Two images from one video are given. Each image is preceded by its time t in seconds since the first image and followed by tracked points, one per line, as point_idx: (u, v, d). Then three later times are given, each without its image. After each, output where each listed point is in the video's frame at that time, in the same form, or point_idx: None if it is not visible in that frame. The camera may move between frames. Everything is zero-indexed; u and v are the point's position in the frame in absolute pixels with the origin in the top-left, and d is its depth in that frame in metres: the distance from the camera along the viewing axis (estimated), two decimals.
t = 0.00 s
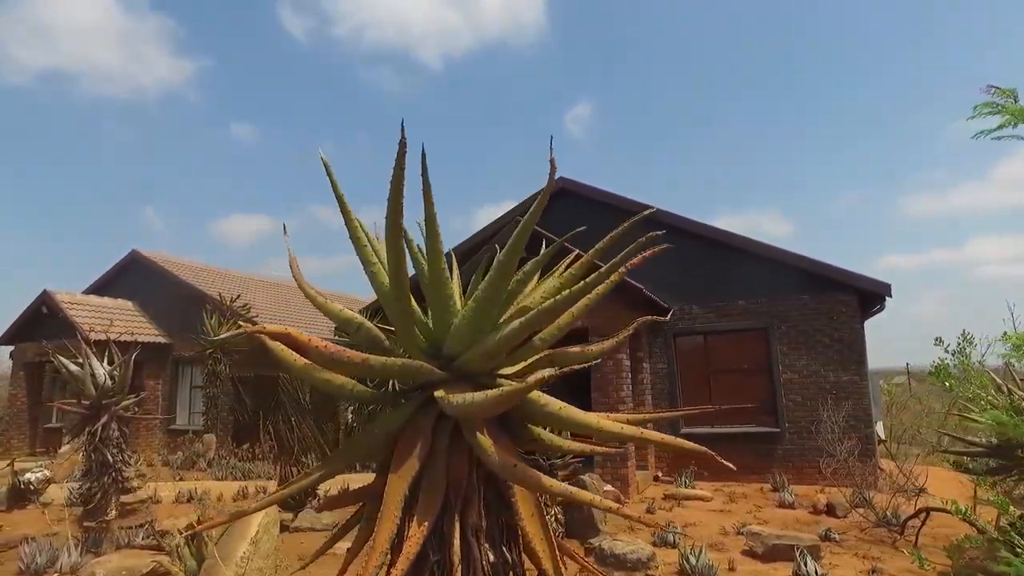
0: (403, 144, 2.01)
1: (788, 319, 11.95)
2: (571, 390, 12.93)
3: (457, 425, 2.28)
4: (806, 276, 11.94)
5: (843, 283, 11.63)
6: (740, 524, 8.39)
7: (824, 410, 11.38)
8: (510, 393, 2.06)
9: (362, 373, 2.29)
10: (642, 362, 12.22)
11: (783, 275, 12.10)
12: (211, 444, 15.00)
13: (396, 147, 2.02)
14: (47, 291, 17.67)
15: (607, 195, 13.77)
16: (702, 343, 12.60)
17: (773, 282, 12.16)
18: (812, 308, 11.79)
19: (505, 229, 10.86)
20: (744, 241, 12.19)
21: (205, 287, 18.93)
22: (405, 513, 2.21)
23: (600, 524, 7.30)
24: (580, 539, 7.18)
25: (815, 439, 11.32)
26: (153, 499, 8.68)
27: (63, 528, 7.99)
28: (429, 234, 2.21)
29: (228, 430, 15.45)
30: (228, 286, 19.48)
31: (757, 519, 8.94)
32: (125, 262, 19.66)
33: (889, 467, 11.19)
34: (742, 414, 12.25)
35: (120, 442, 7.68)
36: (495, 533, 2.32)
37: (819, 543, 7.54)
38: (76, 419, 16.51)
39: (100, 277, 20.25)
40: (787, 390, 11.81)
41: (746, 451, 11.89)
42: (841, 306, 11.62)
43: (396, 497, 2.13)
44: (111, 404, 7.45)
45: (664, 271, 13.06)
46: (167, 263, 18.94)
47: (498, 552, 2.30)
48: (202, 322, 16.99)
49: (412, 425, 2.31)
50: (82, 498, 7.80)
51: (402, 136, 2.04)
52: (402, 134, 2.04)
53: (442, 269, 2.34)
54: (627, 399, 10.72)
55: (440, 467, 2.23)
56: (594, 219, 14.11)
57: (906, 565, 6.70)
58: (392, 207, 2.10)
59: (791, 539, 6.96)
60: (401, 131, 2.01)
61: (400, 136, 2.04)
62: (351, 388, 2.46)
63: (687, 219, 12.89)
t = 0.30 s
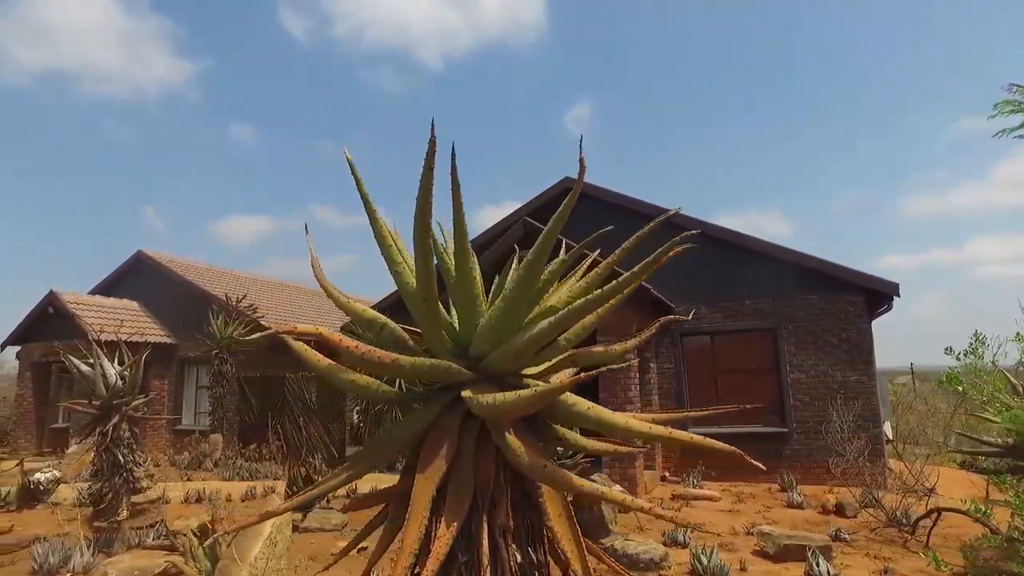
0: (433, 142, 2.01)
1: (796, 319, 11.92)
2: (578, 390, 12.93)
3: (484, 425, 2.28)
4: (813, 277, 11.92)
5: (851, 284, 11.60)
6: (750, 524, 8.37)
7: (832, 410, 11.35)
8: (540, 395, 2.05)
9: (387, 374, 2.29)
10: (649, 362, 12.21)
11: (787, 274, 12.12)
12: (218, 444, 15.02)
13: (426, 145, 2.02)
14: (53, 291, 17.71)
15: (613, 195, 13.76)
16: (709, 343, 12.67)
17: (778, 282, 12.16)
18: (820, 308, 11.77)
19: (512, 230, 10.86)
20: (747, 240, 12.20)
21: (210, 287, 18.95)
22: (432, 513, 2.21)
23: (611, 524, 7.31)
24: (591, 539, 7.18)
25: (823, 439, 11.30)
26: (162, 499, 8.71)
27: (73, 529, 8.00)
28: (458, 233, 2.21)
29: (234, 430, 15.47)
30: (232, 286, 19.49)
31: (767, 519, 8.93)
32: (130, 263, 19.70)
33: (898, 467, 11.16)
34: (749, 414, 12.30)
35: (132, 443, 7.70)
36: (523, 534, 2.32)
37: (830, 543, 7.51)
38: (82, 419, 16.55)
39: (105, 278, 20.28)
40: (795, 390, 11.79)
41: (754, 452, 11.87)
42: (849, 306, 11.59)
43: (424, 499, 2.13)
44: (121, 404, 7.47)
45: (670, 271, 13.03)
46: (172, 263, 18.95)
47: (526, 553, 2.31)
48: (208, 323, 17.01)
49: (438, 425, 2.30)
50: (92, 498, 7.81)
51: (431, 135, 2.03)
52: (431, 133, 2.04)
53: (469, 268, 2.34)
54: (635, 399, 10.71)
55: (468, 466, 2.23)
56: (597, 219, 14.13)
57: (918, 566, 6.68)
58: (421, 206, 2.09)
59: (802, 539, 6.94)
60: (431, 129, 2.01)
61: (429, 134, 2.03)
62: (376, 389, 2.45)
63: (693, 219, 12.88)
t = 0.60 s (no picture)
0: (465, 146, 2.02)
1: (807, 320, 11.89)
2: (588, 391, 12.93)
3: (515, 428, 2.29)
4: (823, 277, 11.89)
5: (863, 284, 11.56)
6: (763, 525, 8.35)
7: (844, 410, 11.31)
8: (573, 398, 2.06)
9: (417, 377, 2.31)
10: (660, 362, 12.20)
11: (796, 274, 12.10)
12: (229, 445, 15.10)
13: (458, 149, 2.02)
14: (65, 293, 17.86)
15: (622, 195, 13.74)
16: (720, 343, 12.55)
17: (787, 283, 12.15)
18: (832, 309, 11.73)
19: (523, 230, 10.87)
20: (756, 241, 12.17)
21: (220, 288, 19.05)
22: (464, 514, 2.24)
23: (625, 525, 7.31)
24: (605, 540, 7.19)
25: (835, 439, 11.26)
26: (177, 499, 8.78)
27: (90, 529, 8.07)
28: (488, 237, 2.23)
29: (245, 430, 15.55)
30: (242, 286, 19.57)
31: (780, 520, 8.91)
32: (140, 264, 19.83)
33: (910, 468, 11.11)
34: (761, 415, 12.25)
35: (148, 444, 7.76)
36: (552, 535, 2.36)
37: (845, 544, 7.49)
38: (96, 420, 16.69)
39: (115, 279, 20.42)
40: (807, 390, 11.75)
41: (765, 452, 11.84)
42: (861, 306, 11.55)
43: (455, 502, 2.14)
44: (138, 405, 7.54)
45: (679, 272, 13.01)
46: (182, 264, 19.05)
47: (556, 554, 2.34)
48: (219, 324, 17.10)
49: (469, 427, 2.32)
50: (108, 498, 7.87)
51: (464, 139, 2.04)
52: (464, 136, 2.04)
53: (498, 270, 2.35)
54: (647, 400, 10.70)
55: (499, 469, 2.25)
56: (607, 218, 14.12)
57: (935, 568, 6.65)
58: (453, 210, 2.11)
59: (817, 541, 6.93)
60: (464, 133, 2.02)
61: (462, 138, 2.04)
62: (404, 391, 2.46)
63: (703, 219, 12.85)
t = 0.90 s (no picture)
0: (500, 153, 2.04)
1: (826, 320, 11.80)
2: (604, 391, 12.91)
3: (548, 429, 2.33)
4: (842, 277, 11.79)
5: (883, 283, 11.44)
6: (784, 526, 8.29)
7: (864, 410, 11.20)
8: (608, 401, 2.09)
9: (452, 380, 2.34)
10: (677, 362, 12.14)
11: (814, 273, 12.02)
12: (248, 445, 15.24)
13: (493, 156, 2.05)
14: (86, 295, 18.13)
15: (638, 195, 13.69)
16: (737, 342, 12.58)
17: (805, 282, 12.06)
18: (851, 308, 11.63)
19: (539, 231, 10.88)
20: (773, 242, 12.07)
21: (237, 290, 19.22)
22: (499, 516, 2.26)
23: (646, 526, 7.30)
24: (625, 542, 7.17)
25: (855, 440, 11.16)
26: (200, 498, 8.91)
27: (116, 527, 8.20)
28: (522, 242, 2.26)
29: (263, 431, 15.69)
30: (260, 288, 19.76)
31: (800, 521, 8.85)
32: (158, 267, 20.08)
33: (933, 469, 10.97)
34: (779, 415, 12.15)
35: (173, 444, 7.88)
36: (585, 537, 2.38)
37: (867, 546, 7.43)
38: (118, 420, 16.96)
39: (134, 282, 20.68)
40: (826, 390, 11.65)
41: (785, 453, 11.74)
42: (881, 306, 11.43)
43: (490, 504, 2.16)
44: (163, 406, 7.66)
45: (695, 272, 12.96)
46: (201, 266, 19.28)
47: (589, 554, 2.36)
48: (236, 325, 17.27)
49: (501, 429, 2.35)
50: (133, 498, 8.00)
51: (498, 144, 2.06)
52: (498, 142, 2.06)
53: (531, 274, 2.38)
54: (664, 400, 10.67)
55: (532, 471, 2.28)
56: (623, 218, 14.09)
57: (960, 571, 6.56)
58: (489, 214, 2.13)
59: (840, 542, 6.88)
60: (499, 139, 2.04)
61: (497, 144, 2.06)
62: (438, 393, 2.49)
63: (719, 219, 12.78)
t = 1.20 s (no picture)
0: (537, 156, 2.06)
1: (853, 319, 11.62)
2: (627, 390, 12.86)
3: (584, 429, 2.34)
4: (870, 275, 11.60)
5: (912, 281, 11.23)
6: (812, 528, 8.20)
7: (894, 411, 11.01)
8: (646, 402, 2.10)
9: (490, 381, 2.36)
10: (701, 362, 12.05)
11: (841, 271, 11.84)
12: (274, 444, 15.46)
13: (530, 159, 2.06)
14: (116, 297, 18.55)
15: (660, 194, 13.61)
16: (763, 341, 12.42)
17: (833, 282, 11.88)
18: (879, 307, 11.44)
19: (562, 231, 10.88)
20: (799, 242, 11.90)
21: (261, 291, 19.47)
22: (536, 515, 2.28)
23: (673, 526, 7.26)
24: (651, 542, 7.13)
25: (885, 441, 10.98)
26: (230, 497, 9.08)
27: (150, 524, 8.39)
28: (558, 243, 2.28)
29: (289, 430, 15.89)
30: (285, 289, 20.02)
31: (828, 522, 8.74)
32: (185, 268, 20.43)
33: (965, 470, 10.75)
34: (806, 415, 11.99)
35: (205, 443, 8.04)
36: (621, 536, 2.39)
37: (899, 549, 7.31)
38: (147, 419, 17.31)
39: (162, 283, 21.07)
40: (854, 390, 11.48)
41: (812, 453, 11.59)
42: (910, 305, 11.22)
43: (528, 505, 2.18)
44: (194, 406, 7.80)
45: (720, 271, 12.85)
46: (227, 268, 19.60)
47: (625, 554, 2.37)
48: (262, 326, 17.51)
49: (538, 429, 2.36)
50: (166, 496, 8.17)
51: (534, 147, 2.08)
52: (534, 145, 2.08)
53: (566, 276, 2.40)
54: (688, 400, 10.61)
55: (569, 470, 2.29)
56: (646, 218, 14.03)
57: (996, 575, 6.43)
58: (525, 216, 2.15)
59: (870, 544, 6.78)
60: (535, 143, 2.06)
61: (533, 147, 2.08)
62: (474, 394, 2.52)
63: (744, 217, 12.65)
